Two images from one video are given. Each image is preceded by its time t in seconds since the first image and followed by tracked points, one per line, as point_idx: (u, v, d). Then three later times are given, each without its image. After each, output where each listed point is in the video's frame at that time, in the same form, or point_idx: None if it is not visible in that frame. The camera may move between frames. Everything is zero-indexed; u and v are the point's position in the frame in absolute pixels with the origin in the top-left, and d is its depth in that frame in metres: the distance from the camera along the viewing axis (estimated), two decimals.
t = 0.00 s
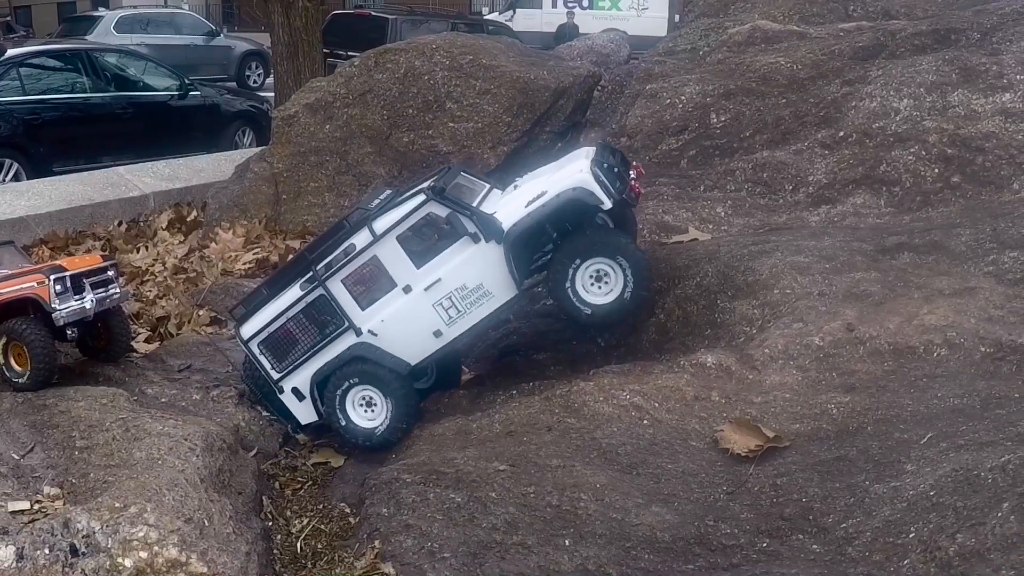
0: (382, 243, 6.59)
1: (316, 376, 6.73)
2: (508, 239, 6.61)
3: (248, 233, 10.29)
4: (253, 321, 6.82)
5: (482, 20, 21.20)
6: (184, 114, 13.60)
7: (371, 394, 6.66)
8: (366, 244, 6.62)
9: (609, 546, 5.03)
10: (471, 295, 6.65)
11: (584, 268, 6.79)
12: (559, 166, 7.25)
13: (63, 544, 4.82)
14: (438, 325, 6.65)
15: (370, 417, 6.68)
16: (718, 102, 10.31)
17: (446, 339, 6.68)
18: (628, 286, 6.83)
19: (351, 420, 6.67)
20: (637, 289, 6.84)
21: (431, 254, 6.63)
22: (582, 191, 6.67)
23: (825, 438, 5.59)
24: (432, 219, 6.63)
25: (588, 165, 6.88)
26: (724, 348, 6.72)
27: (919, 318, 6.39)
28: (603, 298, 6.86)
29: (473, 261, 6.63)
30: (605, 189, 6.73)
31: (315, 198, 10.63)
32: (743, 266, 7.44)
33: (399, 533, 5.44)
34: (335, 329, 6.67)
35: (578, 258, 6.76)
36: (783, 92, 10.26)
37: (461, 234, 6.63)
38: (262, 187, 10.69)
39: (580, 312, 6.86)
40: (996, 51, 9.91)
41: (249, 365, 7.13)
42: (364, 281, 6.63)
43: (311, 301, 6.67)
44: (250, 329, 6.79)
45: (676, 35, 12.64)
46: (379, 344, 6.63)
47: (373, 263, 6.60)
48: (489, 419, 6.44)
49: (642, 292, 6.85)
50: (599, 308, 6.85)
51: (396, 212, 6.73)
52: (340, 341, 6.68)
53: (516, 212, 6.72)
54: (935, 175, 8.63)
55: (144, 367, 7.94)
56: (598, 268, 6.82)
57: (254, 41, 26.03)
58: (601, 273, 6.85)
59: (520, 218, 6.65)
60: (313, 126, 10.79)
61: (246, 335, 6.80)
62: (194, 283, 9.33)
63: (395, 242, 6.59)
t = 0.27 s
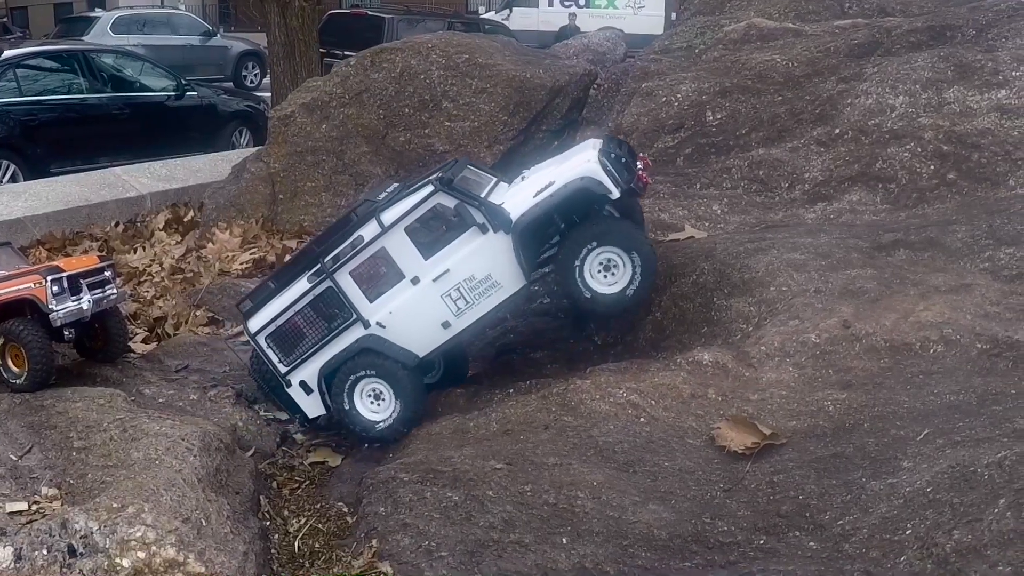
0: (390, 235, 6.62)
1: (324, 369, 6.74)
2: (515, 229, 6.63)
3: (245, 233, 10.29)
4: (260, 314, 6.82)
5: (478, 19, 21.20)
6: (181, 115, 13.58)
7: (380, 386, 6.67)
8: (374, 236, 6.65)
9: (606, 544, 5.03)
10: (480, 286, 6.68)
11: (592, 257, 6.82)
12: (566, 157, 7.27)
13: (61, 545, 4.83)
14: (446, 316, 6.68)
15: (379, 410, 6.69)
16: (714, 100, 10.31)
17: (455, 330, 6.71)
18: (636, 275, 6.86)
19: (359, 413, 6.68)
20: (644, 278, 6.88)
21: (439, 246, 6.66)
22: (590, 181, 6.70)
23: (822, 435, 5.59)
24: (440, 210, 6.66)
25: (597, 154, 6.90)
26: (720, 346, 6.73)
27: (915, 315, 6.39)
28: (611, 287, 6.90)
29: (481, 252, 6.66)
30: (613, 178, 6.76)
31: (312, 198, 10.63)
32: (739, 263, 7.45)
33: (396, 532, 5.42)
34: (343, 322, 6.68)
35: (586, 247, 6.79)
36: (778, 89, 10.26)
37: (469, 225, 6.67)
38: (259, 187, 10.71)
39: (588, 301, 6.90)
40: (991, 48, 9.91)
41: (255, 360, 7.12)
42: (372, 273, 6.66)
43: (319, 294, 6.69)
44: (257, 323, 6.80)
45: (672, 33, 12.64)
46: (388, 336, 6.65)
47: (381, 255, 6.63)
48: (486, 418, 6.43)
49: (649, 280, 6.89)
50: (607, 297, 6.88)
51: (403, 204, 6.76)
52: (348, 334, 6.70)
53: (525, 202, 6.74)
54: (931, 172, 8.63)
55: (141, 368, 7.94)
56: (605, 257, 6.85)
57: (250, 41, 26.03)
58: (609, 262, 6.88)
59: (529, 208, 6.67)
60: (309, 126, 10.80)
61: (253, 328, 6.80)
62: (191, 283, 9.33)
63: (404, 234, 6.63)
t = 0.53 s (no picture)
0: (402, 225, 6.65)
1: (335, 360, 6.72)
2: (529, 220, 6.72)
3: (242, 232, 10.29)
4: (271, 306, 6.83)
5: (474, 18, 21.21)
6: (178, 115, 13.61)
7: (391, 377, 6.66)
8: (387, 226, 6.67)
9: (603, 542, 5.04)
10: (492, 276, 6.73)
11: (605, 246, 6.94)
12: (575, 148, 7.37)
13: (59, 545, 4.82)
14: (458, 307, 6.71)
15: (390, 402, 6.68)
16: (709, 98, 10.32)
17: (466, 321, 6.73)
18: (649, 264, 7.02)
19: (371, 404, 6.67)
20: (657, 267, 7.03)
21: (452, 236, 6.70)
22: (603, 171, 6.82)
23: (819, 432, 5.59)
24: (453, 200, 6.73)
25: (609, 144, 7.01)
26: (717, 343, 6.74)
27: (911, 312, 6.40)
28: (624, 276, 7.03)
29: (493, 242, 6.71)
30: (625, 168, 6.88)
31: (308, 197, 10.62)
32: (735, 261, 7.48)
33: (393, 530, 5.41)
34: (355, 313, 6.68)
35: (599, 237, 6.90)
36: (774, 87, 10.28)
37: (482, 215, 6.72)
38: (255, 187, 10.69)
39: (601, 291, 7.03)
40: (987, 44, 9.92)
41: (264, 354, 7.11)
42: (384, 264, 6.67)
43: (330, 285, 6.69)
44: (267, 315, 6.80)
45: (668, 31, 12.65)
46: (399, 326, 6.66)
47: (393, 245, 6.65)
48: (483, 416, 6.43)
49: (662, 269, 7.03)
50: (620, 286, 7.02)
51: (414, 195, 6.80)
52: (360, 325, 6.70)
53: (538, 191, 6.84)
54: (927, 168, 8.63)
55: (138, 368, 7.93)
56: (619, 246, 6.98)
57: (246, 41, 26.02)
58: (622, 251, 7.01)
59: (542, 198, 6.77)
60: (306, 125, 10.81)
61: (264, 320, 6.81)
62: (188, 283, 9.33)
63: (416, 224, 6.66)
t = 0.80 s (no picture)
0: (418, 216, 6.67)
1: (350, 353, 6.73)
2: (546, 209, 6.73)
3: (239, 232, 10.29)
4: (284, 299, 6.81)
5: (471, 16, 21.21)
6: (175, 115, 13.62)
7: (407, 369, 6.68)
8: (402, 217, 6.69)
9: (601, 540, 5.04)
10: (508, 267, 6.75)
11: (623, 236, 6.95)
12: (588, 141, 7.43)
13: (57, 545, 4.82)
14: (474, 298, 6.73)
15: (406, 395, 6.71)
16: (706, 96, 10.32)
17: (482, 312, 6.76)
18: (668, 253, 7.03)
19: (386, 397, 6.70)
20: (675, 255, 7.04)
21: (467, 228, 6.75)
22: (620, 161, 6.87)
23: (815, 430, 5.59)
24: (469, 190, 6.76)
25: (624, 136, 7.07)
26: (714, 341, 6.75)
27: (908, 309, 6.40)
28: (643, 266, 7.04)
29: (509, 233, 6.74)
30: (641, 159, 6.94)
31: (305, 196, 10.62)
32: (732, 259, 7.50)
33: (391, 529, 5.41)
34: (370, 305, 6.69)
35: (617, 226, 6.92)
36: (770, 84, 10.29)
37: (498, 206, 6.76)
38: (252, 186, 10.66)
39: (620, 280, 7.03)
40: (982, 41, 9.92)
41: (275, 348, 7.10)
42: (399, 256, 6.69)
43: (344, 277, 6.68)
44: (280, 308, 6.78)
45: (664, 28, 12.65)
46: (415, 318, 6.68)
47: (409, 236, 6.68)
48: (481, 415, 6.43)
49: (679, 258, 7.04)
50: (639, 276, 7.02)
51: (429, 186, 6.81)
52: (375, 317, 6.71)
53: (554, 183, 6.88)
54: (924, 165, 8.62)
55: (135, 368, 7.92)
56: (637, 235, 7.00)
57: (243, 40, 26.03)
58: (639, 240, 7.03)
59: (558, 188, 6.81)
60: (303, 125, 10.80)
61: (276, 313, 6.78)
62: (185, 283, 9.33)
63: (431, 215, 6.69)
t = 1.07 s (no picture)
0: (432, 210, 6.70)
1: (360, 347, 6.78)
2: (563, 204, 6.78)
3: (237, 232, 10.30)
4: (293, 293, 6.86)
5: (469, 15, 21.20)
6: (173, 115, 13.60)
7: (417, 364, 6.71)
8: (415, 211, 6.71)
9: (599, 539, 5.03)
10: (523, 262, 6.78)
11: (641, 231, 7.00)
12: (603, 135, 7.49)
13: (55, 546, 4.80)
14: (489, 293, 6.76)
15: (417, 390, 6.75)
16: (703, 94, 10.32)
17: (496, 307, 6.79)
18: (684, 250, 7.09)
19: (397, 391, 6.74)
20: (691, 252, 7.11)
21: (483, 222, 6.76)
22: (637, 157, 6.94)
23: (813, 428, 5.59)
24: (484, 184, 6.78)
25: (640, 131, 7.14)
26: (712, 339, 6.78)
27: (905, 307, 6.40)
28: (658, 262, 7.10)
29: (524, 228, 6.76)
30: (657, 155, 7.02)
31: (303, 196, 10.62)
32: (729, 258, 7.57)
33: (389, 529, 5.40)
34: (381, 299, 6.73)
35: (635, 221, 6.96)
36: (768, 82, 10.29)
37: (515, 200, 6.78)
38: (250, 186, 10.66)
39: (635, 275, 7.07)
40: (980, 39, 9.92)
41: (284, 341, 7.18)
42: (412, 250, 6.73)
43: (355, 271, 6.73)
44: (289, 301, 6.84)
45: (662, 27, 12.64)
46: (427, 313, 6.71)
47: (423, 230, 6.71)
48: (479, 414, 6.42)
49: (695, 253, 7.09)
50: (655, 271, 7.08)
51: (444, 179, 6.82)
52: (386, 311, 6.74)
53: (571, 176, 6.91)
54: (921, 163, 8.62)
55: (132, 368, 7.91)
56: (653, 232, 7.05)
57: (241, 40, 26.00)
58: (656, 236, 7.09)
59: (576, 182, 6.85)
60: (300, 124, 10.79)
61: (285, 307, 6.84)
62: (183, 283, 9.32)
63: (446, 209, 6.71)
